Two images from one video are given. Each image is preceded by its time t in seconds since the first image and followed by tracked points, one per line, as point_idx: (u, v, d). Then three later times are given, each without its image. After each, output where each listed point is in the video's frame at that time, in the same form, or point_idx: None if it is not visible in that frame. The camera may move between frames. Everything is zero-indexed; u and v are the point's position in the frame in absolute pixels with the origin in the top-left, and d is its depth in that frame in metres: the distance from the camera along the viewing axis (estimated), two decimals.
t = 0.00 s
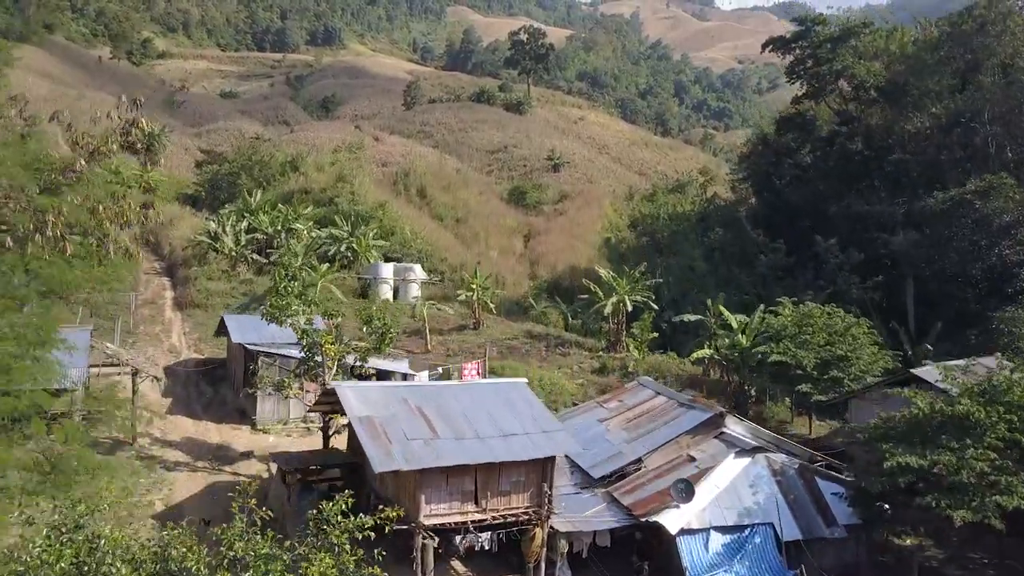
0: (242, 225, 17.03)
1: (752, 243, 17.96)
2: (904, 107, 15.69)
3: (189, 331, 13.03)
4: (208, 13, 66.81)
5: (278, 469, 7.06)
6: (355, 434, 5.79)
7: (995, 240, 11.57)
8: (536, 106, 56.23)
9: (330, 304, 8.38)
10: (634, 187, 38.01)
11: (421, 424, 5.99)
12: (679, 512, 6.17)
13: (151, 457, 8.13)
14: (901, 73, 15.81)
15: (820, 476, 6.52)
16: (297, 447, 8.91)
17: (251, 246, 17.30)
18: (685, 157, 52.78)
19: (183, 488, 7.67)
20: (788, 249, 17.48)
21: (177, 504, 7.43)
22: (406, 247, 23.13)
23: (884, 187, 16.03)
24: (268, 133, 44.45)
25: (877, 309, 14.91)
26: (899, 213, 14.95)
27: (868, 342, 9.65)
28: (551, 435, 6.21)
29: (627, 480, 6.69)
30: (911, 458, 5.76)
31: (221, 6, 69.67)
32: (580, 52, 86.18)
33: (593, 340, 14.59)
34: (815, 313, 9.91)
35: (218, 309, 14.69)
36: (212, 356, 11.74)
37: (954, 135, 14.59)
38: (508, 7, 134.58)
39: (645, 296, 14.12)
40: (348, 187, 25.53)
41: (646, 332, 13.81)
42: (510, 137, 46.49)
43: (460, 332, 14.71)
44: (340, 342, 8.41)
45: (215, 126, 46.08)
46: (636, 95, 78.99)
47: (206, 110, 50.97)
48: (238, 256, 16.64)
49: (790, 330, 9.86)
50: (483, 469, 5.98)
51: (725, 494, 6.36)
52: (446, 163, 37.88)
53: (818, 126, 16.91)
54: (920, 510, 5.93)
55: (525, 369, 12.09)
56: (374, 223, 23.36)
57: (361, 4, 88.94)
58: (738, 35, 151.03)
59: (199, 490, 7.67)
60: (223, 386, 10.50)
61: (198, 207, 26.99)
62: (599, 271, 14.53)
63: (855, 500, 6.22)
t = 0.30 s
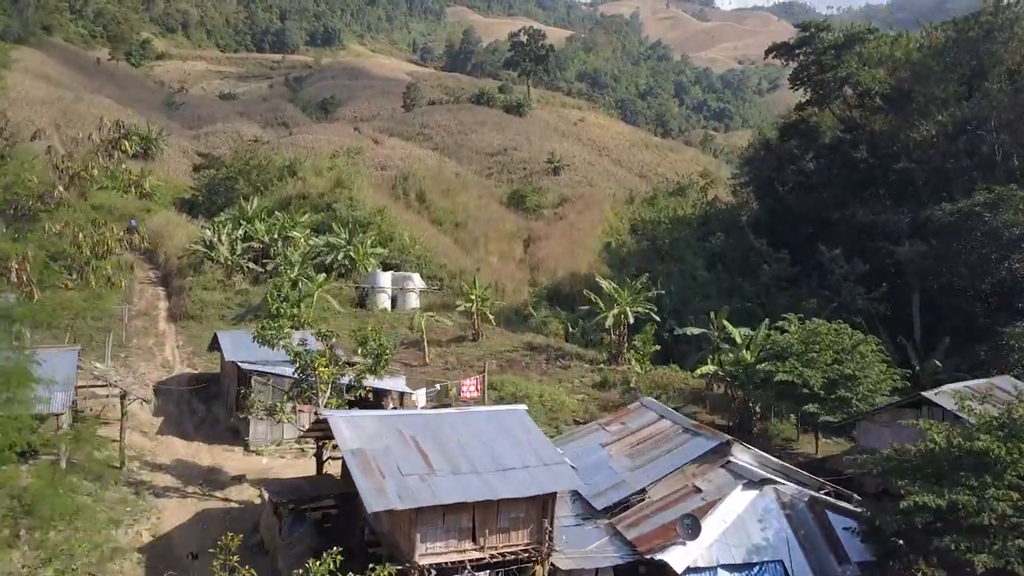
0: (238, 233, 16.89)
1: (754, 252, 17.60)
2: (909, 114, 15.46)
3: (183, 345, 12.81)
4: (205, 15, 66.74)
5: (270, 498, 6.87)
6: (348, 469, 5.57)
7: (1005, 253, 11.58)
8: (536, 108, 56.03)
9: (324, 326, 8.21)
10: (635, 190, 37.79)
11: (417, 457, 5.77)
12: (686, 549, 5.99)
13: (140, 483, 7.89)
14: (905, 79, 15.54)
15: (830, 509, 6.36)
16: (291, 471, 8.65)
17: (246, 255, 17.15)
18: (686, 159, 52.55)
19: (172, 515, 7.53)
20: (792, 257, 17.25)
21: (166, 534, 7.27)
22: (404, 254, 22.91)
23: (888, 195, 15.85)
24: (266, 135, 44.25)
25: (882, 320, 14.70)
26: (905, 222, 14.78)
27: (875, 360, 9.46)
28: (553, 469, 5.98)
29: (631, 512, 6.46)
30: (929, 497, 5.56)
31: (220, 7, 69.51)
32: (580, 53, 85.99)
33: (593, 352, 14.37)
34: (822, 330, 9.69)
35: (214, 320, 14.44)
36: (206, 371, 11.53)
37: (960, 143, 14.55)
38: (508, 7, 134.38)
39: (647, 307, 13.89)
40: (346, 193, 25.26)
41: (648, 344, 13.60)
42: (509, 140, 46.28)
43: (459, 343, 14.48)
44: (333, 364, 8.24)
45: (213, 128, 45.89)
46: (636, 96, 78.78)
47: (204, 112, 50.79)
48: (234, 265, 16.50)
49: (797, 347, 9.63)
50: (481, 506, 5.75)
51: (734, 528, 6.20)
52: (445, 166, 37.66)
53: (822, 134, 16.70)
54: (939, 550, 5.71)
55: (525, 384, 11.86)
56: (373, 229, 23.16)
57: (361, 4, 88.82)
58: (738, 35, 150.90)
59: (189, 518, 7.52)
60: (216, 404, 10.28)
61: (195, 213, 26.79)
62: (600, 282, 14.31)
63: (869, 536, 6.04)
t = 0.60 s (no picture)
0: (233, 243, 16.69)
1: (755, 261, 17.29)
2: (913, 122, 15.27)
3: (176, 360, 12.57)
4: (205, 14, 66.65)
5: (260, 531, 6.60)
6: (338, 508, 5.35)
7: (1014, 268, 11.58)
8: (536, 110, 55.88)
9: (317, 350, 7.94)
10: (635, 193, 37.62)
11: (412, 496, 5.55)
12: None
13: (126, 514, 7.62)
14: (910, 86, 15.38)
15: (841, 546, 6.16)
16: (283, 495, 8.44)
17: (242, 264, 16.96)
18: (686, 161, 52.38)
19: (159, 547, 7.26)
20: (795, 266, 16.98)
21: (150, 566, 6.99)
22: (402, 260, 22.66)
23: (893, 204, 15.57)
24: (264, 138, 44.01)
25: (888, 333, 14.50)
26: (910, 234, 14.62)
27: (883, 380, 9.23)
28: (553, 507, 5.76)
29: (633, 547, 6.24)
30: (946, 542, 5.39)
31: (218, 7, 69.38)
32: (579, 54, 85.92)
33: (594, 365, 14.12)
34: (829, 349, 9.46)
35: (208, 333, 14.17)
36: (199, 388, 11.29)
37: (966, 151, 14.59)
38: (507, 8, 134.19)
39: (648, 320, 13.63)
40: (343, 199, 25.00)
41: (649, 357, 13.32)
42: (509, 142, 46.09)
43: (457, 355, 14.24)
44: (326, 389, 7.98)
45: (211, 131, 45.68)
46: (636, 96, 78.65)
47: (202, 113, 50.58)
48: (229, 275, 16.26)
49: (803, 366, 9.40)
50: (478, 548, 5.52)
51: (740, 567, 5.94)
52: (444, 170, 37.46)
53: (824, 142, 16.53)
54: None
55: (524, 399, 11.61)
56: (371, 235, 22.96)
57: (360, 5, 88.68)
58: (738, 35, 150.86)
59: (176, 549, 7.25)
60: (208, 424, 10.05)
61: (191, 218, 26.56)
62: (601, 293, 14.02)
63: None
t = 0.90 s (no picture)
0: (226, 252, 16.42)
1: (757, 272, 17.09)
2: (916, 131, 15.09)
3: (166, 375, 12.32)
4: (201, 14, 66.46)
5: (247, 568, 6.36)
6: (328, 553, 5.17)
7: (1023, 284, 11.42)
8: (533, 112, 55.74)
9: (307, 375, 7.58)
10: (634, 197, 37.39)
11: (405, 538, 5.35)
12: None
13: (110, 544, 7.38)
14: (912, 95, 15.22)
15: None
16: (272, 522, 8.20)
17: (236, 274, 16.71)
18: (685, 164, 52.13)
19: None
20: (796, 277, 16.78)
21: None
22: (398, 267, 22.40)
23: (896, 214, 15.36)
24: (260, 141, 43.79)
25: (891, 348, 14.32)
26: (913, 245, 14.45)
27: (889, 401, 9.03)
28: (551, 548, 5.55)
29: None
30: None
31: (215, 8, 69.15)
32: (577, 54, 85.81)
33: (592, 378, 13.88)
34: (834, 369, 9.24)
35: (200, 346, 13.90)
36: (190, 405, 11.05)
37: (970, 160, 14.17)
38: (505, 8, 134.07)
39: (648, 333, 13.39)
40: (339, 205, 24.76)
41: (649, 372, 13.07)
42: (506, 145, 45.90)
43: (454, 368, 14.01)
44: (316, 415, 7.63)
45: (207, 133, 45.44)
46: (634, 97, 78.54)
47: (198, 115, 50.36)
48: (222, 286, 15.97)
49: (809, 386, 9.17)
50: None
51: None
52: (441, 174, 37.27)
53: (826, 148, 16.33)
54: None
55: (521, 416, 11.38)
56: (367, 242, 22.72)
57: (357, 5, 88.49)
58: (736, 36, 150.93)
59: None
60: (197, 445, 9.85)
61: (186, 225, 26.36)
62: (600, 305, 13.78)
63: None
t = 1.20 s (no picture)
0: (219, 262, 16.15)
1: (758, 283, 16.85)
2: (920, 141, 14.83)
3: (155, 392, 12.06)
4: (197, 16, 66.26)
5: None
6: None
7: None
8: (531, 113, 55.61)
9: (298, 404, 7.12)
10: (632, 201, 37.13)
11: None
12: None
13: None
14: (916, 103, 14.96)
15: None
16: (261, 551, 7.94)
17: (229, 284, 16.46)
18: (683, 166, 51.86)
19: None
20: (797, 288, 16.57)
21: None
22: (394, 275, 22.13)
23: (899, 225, 15.14)
24: (256, 144, 43.55)
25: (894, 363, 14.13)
26: (916, 257, 14.25)
27: (897, 424, 8.82)
28: None
29: None
30: None
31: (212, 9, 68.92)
32: (575, 55, 85.71)
33: (590, 392, 13.65)
34: (839, 389, 9.01)
35: (191, 359, 13.63)
36: (180, 423, 10.84)
37: (974, 170, 13.96)
38: (502, 8, 133.99)
39: (648, 346, 13.16)
40: (334, 211, 24.48)
41: (649, 388, 12.85)
42: (504, 148, 45.71)
43: (450, 382, 13.78)
44: (307, 444, 7.29)
45: (203, 135, 45.20)
46: (631, 98, 78.46)
47: (194, 117, 50.13)
48: (213, 297, 15.70)
49: (814, 408, 8.94)
50: None
51: None
52: (438, 177, 37.10)
53: (827, 156, 16.09)
54: None
55: (518, 435, 11.13)
56: (363, 249, 22.46)
57: (354, 6, 88.32)
58: (734, 36, 151.05)
59: None
60: (186, 467, 9.66)
61: (180, 231, 26.10)
62: (598, 318, 13.52)
63: None
